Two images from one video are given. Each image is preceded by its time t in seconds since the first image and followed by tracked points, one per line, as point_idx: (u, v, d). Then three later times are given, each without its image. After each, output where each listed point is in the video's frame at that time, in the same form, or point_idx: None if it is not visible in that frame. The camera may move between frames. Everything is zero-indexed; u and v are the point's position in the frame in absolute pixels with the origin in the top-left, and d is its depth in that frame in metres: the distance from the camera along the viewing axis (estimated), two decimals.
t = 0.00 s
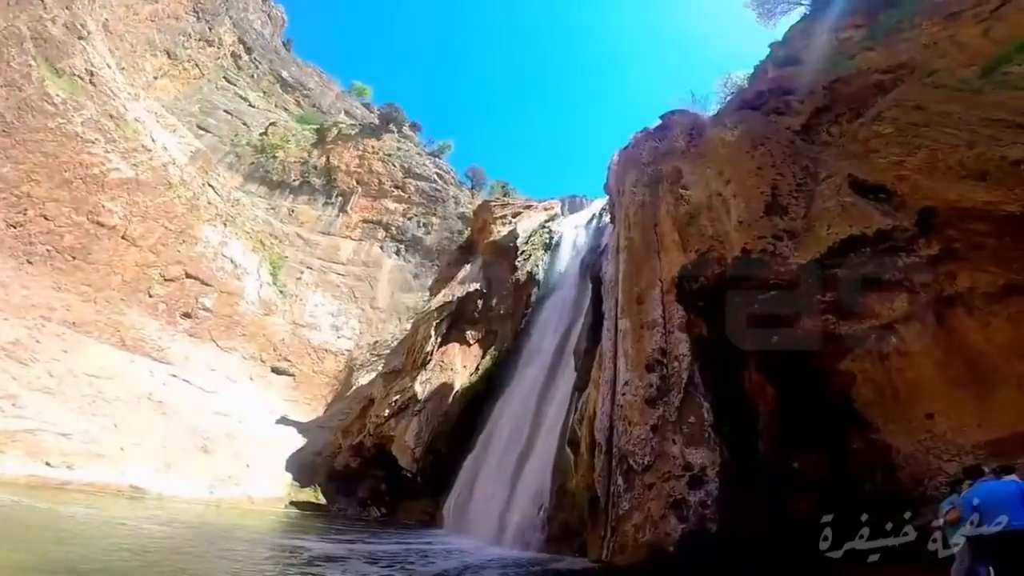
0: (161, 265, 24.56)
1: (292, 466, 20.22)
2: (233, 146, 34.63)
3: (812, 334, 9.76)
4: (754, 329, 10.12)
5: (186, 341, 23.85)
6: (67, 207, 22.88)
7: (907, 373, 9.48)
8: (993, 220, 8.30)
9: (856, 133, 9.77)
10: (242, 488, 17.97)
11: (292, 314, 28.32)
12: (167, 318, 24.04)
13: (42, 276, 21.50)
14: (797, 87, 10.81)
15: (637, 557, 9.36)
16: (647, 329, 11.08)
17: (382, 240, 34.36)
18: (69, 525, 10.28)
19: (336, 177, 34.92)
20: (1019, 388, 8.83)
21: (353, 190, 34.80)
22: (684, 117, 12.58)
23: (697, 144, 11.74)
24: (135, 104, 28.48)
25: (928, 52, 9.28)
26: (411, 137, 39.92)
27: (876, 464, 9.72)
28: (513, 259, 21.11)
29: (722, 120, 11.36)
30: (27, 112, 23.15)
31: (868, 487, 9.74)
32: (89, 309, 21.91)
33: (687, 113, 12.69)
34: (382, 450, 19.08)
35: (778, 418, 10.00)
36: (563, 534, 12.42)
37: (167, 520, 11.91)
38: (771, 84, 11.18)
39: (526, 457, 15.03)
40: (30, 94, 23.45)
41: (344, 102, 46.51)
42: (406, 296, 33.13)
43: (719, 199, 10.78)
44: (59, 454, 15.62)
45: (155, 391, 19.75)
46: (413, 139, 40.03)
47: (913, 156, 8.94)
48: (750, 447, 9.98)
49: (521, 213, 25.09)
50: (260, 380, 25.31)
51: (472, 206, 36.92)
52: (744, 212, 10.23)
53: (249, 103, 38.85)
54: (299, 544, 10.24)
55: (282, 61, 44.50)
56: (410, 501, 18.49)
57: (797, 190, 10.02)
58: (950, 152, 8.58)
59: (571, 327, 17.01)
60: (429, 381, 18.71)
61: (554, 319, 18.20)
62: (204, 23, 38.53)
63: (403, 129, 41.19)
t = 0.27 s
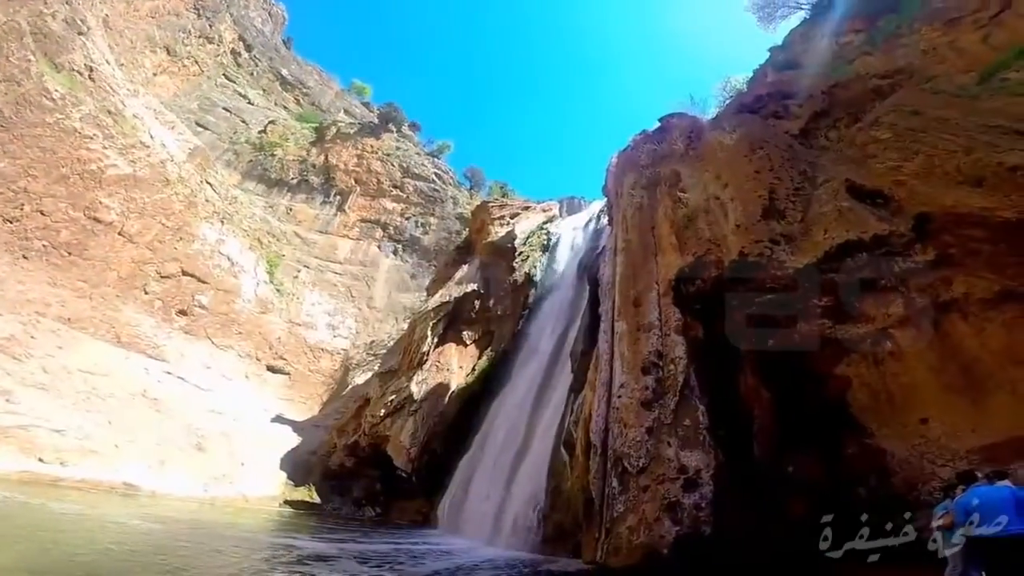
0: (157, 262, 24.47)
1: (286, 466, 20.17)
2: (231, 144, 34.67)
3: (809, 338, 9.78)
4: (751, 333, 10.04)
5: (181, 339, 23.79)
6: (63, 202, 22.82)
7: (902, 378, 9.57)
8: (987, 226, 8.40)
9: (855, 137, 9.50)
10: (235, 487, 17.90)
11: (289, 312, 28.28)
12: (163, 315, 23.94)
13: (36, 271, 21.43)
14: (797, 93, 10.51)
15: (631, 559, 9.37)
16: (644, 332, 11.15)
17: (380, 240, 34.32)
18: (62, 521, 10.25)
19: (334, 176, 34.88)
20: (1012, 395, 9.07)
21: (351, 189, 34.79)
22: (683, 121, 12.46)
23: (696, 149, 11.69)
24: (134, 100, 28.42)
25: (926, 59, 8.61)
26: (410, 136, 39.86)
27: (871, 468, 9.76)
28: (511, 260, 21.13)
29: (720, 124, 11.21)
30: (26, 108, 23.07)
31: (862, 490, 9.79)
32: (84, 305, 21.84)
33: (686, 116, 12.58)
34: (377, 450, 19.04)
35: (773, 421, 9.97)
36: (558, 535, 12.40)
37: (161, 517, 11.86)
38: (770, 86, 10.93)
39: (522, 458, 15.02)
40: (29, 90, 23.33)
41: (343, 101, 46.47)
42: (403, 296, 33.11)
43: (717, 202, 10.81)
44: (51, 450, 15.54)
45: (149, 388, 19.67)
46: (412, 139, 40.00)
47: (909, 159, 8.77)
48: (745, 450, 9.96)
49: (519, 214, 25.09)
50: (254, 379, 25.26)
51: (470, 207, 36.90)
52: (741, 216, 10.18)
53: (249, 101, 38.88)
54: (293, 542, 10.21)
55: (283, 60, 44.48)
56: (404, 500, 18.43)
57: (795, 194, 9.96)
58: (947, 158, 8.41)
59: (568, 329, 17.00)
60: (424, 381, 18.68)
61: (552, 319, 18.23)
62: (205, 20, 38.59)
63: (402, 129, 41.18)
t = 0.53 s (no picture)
0: (143, 255, 24.14)
1: (270, 463, 20.02)
2: (221, 139, 34.35)
3: (793, 342, 9.87)
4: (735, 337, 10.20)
5: (166, 334, 23.52)
6: (48, 194, 22.45)
7: (884, 383, 9.61)
8: (970, 234, 8.51)
9: (844, 144, 9.76)
10: (218, 484, 17.73)
11: (275, 308, 28.05)
12: (147, 309, 23.60)
13: (18, 263, 21.08)
14: (791, 99, 10.69)
15: (615, 560, 9.35)
16: (631, 334, 11.17)
17: (369, 237, 34.16)
18: (39, 518, 10.06)
19: (325, 172, 34.67)
20: (990, 402, 9.09)
21: (342, 185, 34.52)
22: (675, 123, 12.52)
23: (687, 152, 11.81)
24: (125, 92, 28.05)
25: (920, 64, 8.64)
26: (403, 133, 39.67)
27: (852, 471, 9.83)
28: (501, 260, 21.12)
29: (713, 128, 11.43)
30: (13, 98, 22.63)
31: (843, 493, 9.85)
32: (67, 298, 21.51)
33: (679, 119, 12.63)
34: (363, 448, 18.98)
35: (757, 425, 10.07)
36: (545, 535, 12.35)
37: (141, 515, 11.71)
38: (763, 89, 11.20)
39: (508, 458, 15.02)
40: (17, 80, 22.89)
41: (337, 96, 46.13)
42: (391, 294, 33.01)
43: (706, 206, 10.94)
44: (30, 445, 15.28)
45: (132, 383, 19.44)
46: (405, 136, 39.83)
47: (896, 165, 9.06)
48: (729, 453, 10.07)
49: (511, 214, 25.06)
50: (239, 376, 25.07)
51: (462, 206, 36.80)
52: (730, 220, 10.40)
53: (241, 95, 38.57)
54: (275, 540, 10.14)
55: (276, 54, 44.18)
56: (390, 500, 18.43)
57: (784, 199, 10.20)
58: (933, 165, 8.66)
59: (557, 329, 17.04)
60: (411, 379, 18.59)
61: (541, 321, 18.25)
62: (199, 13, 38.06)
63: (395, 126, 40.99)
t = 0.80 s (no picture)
0: (111, 242, 23.39)
1: (236, 458, 19.59)
2: (199, 126, 33.63)
3: (761, 349, 10.08)
4: (706, 342, 10.54)
5: (131, 323, 22.83)
6: (13, 177, 21.55)
7: (848, 391, 9.86)
8: (936, 246, 8.73)
9: (821, 155, 10.08)
10: (181, 478, 17.26)
11: (246, 300, 27.47)
12: (113, 297, 22.86)
13: None
14: (774, 108, 11.04)
15: (585, 560, 9.50)
16: (607, 336, 11.30)
17: (347, 230, 33.73)
18: None
19: (305, 164, 34.08)
20: (949, 411, 9.21)
21: (322, 176, 33.98)
22: (658, 128, 12.76)
23: (669, 158, 12.02)
24: (103, 77, 27.19)
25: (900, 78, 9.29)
26: (387, 128, 39.29)
27: (815, 474, 9.88)
28: (480, 258, 21.09)
29: (696, 134, 11.71)
30: None
31: (806, 497, 9.86)
32: (29, 284, 20.72)
33: (662, 124, 12.85)
34: (333, 444, 18.76)
35: (725, 429, 10.24)
36: (516, 536, 12.18)
37: (99, 509, 11.33)
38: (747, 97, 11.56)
39: (481, 458, 14.93)
40: None
41: (321, 87, 45.45)
42: (367, 289, 32.63)
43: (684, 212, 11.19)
44: None
45: (93, 373, 18.79)
46: (389, 131, 39.41)
47: (869, 178, 9.32)
48: (697, 456, 10.32)
49: (492, 212, 24.98)
50: (207, 368, 24.48)
51: (443, 202, 36.56)
52: (706, 227, 10.56)
53: (222, 83, 37.78)
54: (238, 537, 9.92)
55: (261, 43, 43.41)
56: (360, 497, 18.26)
57: (760, 208, 10.39)
58: (906, 178, 8.92)
59: (535, 330, 17.08)
60: (386, 376, 18.26)
61: (519, 320, 18.34)
62: None
63: (379, 120, 40.53)
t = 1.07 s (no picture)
0: (71, 226, 22.51)
1: (195, 453, 19.10)
2: (172, 112, 32.91)
3: (724, 357, 10.46)
4: (675, 348, 10.73)
5: (88, 310, 21.98)
6: None
7: (808, 399, 10.15)
8: (895, 262, 9.18)
9: (793, 167, 9.98)
10: (136, 472, 16.71)
11: (211, 290, 26.77)
12: (70, 283, 22.01)
13: None
14: (749, 118, 10.58)
15: (550, 562, 9.37)
16: (577, 338, 11.12)
17: (320, 223, 33.17)
18: None
19: (280, 154, 33.44)
20: (901, 420, 9.73)
21: (296, 167, 33.40)
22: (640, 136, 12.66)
23: (646, 166, 12.02)
24: (76, 61, 26.76)
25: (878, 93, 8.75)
26: (367, 121, 38.76)
27: (774, 479, 10.21)
28: (456, 257, 20.97)
29: (673, 143, 11.60)
30: None
31: (764, 502, 10.22)
32: None
33: (642, 131, 12.73)
34: (297, 440, 18.43)
35: (689, 433, 10.51)
36: (484, 535, 11.97)
37: (46, 504, 10.87)
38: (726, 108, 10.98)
39: (449, 458, 14.77)
40: None
41: (300, 77, 44.54)
42: (338, 284, 32.15)
43: (658, 219, 11.20)
44: None
45: (44, 362, 17.98)
46: (369, 124, 38.91)
47: (834, 194, 9.58)
48: (662, 459, 10.37)
49: (469, 211, 24.88)
50: (167, 360, 23.80)
51: (421, 199, 36.22)
52: (679, 235, 10.64)
53: (200, 69, 36.96)
54: (192, 533, 9.67)
55: (245, 30, 42.62)
56: (322, 495, 17.99)
57: (732, 217, 10.42)
58: (872, 194, 9.21)
59: (508, 331, 17.05)
60: (354, 372, 18.10)
61: (492, 321, 18.28)
62: None
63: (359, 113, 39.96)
